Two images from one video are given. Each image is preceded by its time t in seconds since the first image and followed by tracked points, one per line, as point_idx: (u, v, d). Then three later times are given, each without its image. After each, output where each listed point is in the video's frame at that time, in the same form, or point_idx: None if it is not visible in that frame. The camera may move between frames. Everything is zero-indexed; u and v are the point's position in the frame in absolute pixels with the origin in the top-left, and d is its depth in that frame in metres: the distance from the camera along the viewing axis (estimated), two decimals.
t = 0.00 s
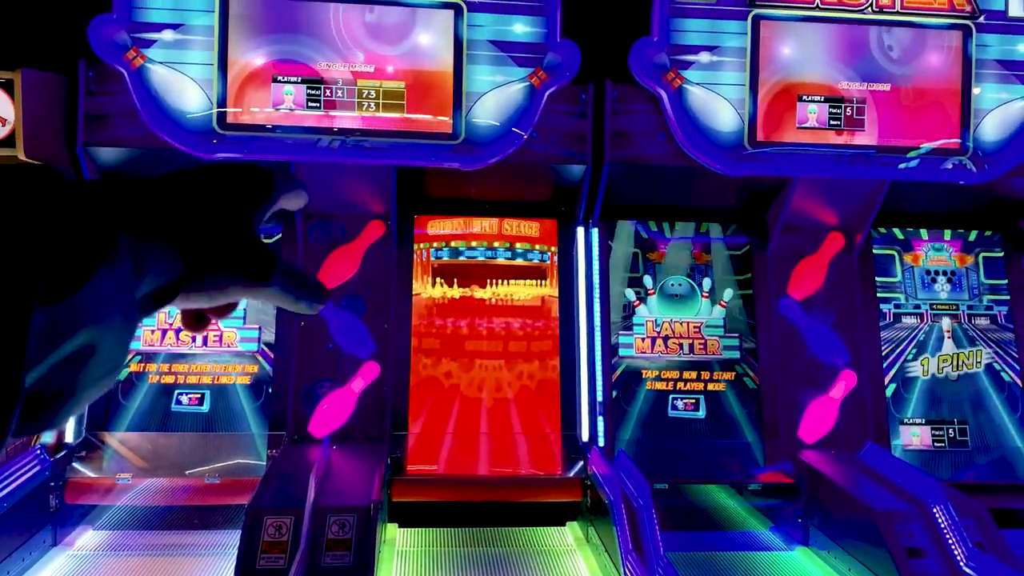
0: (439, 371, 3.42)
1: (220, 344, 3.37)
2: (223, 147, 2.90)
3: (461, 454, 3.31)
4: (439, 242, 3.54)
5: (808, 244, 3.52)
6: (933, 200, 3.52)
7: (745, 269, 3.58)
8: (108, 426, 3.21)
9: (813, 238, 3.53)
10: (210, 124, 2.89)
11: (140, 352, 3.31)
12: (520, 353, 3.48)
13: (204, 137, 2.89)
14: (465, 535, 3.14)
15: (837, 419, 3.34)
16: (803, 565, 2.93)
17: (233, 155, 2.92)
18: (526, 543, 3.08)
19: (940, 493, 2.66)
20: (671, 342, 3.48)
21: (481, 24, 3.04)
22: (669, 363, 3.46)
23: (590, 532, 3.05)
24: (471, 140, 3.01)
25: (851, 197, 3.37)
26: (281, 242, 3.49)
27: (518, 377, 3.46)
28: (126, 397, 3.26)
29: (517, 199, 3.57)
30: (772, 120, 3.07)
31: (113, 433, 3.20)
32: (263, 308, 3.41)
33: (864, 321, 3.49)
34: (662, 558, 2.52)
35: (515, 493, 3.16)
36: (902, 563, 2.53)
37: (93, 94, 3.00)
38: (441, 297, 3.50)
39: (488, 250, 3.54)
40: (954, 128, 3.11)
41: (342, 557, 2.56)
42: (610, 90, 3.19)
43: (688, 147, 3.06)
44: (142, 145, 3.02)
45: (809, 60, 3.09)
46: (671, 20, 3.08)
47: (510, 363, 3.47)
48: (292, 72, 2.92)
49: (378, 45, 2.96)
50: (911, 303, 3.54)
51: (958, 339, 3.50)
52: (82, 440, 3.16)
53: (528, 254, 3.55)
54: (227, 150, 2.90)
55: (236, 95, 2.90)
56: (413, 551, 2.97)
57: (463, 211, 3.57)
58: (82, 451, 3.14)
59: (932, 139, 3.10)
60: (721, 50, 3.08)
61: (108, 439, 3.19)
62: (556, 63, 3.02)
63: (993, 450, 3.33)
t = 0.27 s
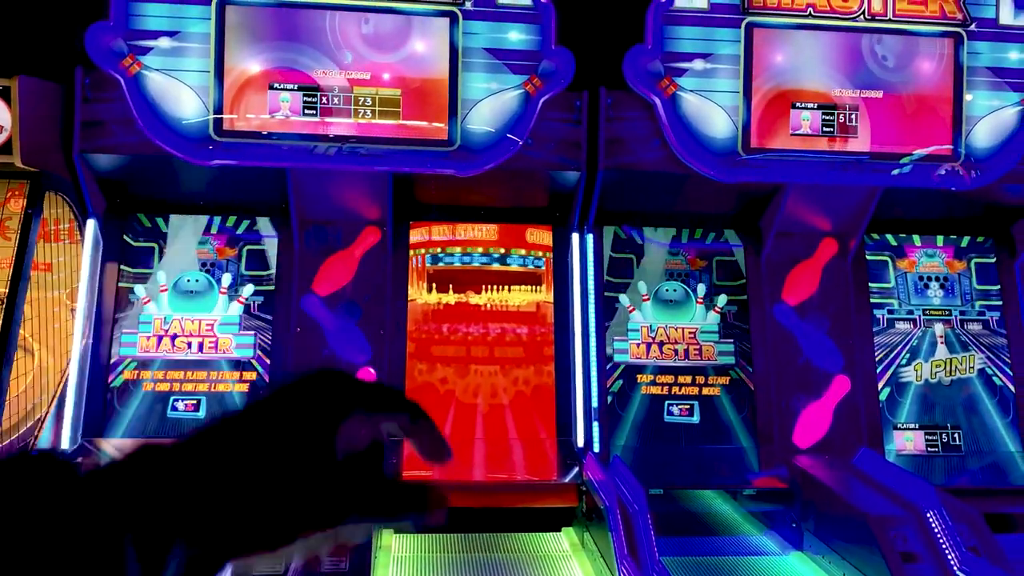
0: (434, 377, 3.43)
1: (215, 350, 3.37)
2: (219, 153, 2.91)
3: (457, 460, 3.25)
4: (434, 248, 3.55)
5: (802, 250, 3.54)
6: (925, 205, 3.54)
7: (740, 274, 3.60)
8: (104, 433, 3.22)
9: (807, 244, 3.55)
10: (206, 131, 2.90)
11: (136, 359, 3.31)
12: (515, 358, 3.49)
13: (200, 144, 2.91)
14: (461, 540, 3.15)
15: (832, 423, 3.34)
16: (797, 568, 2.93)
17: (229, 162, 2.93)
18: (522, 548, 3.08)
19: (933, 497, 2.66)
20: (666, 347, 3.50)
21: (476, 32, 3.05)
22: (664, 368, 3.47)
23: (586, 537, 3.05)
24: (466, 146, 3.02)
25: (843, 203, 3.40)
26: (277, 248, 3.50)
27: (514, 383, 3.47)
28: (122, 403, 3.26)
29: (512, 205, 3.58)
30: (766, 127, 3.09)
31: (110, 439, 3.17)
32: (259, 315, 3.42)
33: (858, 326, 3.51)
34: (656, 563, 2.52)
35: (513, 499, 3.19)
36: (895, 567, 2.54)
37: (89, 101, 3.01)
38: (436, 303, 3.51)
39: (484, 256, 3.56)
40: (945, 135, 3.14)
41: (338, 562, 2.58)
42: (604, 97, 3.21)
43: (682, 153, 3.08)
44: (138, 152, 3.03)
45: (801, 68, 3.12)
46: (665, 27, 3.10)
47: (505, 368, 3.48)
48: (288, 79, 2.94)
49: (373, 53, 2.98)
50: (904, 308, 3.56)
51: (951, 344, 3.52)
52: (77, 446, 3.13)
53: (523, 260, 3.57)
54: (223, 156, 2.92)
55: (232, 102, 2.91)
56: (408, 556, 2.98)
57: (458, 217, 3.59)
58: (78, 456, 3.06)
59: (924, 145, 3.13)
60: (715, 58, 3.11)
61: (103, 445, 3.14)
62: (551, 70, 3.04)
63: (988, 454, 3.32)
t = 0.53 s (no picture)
0: (431, 379, 3.42)
1: (211, 351, 3.35)
2: (217, 154, 2.90)
3: (453, 462, 3.25)
4: (431, 249, 3.54)
5: (799, 254, 3.54)
6: (924, 209, 3.54)
7: (738, 278, 3.59)
8: (99, 433, 3.20)
9: (805, 248, 3.55)
10: (203, 130, 2.89)
11: (132, 359, 3.30)
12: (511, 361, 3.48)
13: (197, 143, 2.89)
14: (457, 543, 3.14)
15: (829, 428, 3.34)
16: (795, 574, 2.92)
17: (226, 162, 2.92)
18: (518, 551, 3.09)
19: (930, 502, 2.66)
20: (663, 350, 3.49)
21: (475, 33, 3.04)
22: (662, 371, 3.47)
23: (582, 540, 3.05)
24: (464, 147, 3.01)
25: (841, 207, 3.40)
26: (273, 248, 3.48)
27: (510, 385, 3.46)
28: (117, 404, 3.24)
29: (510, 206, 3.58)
30: (764, 131, 3.09)
31: (103, 439, 3.16)
32: (255, 315, 3.40)
33: (855, 330, 3.51)
34: (652, 567, 2.51)
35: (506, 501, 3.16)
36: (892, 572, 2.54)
37: (86, 100, 3.00)
38: (433, 305, 3.50)
39: (481, 258, 3.55)
40: (943, 140, 3.14)
41: (333, 565, 2.57)
42: (603, 99, 3.20)
43: (681, 156, 3.08)
44: (134, 151, 3.02)
45: (800, 72, 3.11)
46: (665, 30, 3.09)
47: (502, 371, 3.47)
48: (286, 79, 2.93)
49: (371, 53, 2.97)
50: (901, 312, 3.56)
51: (947, 349, 3.52)
52: (70, 447, 3.11)
53: (521, 262, 3.56)
54: (220, 157, 2.91)
55: (229, 102, 2.90)
56: (403, 559, 2.97)
57: (456, 218, 3.58)
58: (72, 458, 3.07)
59: (922, 150, 3.13)
60: (714, 60, 3.10)
61: (98, 446, 3.13)
62: (549, 72, 3.03)
63: (984, 459, 3.33)
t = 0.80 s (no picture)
0: (427, 375, 3.41)
1: (207, 344, 3.34)
2: (214, 146, 2.88)
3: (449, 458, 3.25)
4: (429, 245, 3.53)
5: (797, 253, 3.54)
6: (923, 210, 3.54)
7: (736, 276, 3.58)
8: (93, 426, 3.19)
9: (803, 247, 3.55)
10: (201, 122, 2.87)
11: (127, 352, 3.28)
12: (508, 357, 3.47)
13: (194, 135, 2.88)
14: (452, 539, 3.13)
15: (825, 427, 3.34)
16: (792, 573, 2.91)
17: (223, 154, 2.91)
18: (513, 548, 3.08)
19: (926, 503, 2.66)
20: (661, 348, 3.49)
21: (475, 28, 3.03)
22: (658, 369, 3.46)
23: (577, 537, 3.04)
24: (463, 142, 2.99)
25: (840, 206, 3.39)
26: (270, 242, 3.47)
27: (507, 382, 3.45)
28: (112, 396, 3.23)
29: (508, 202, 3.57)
30: (764, 129, 3.08)
31: (98, 432, 3.15)
32: (252, 309, 3.39)
33: (853, 330, 3.50)
34: (648, 566, 2.50)
35: (501, 498, 3.14)
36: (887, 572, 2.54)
37: (83, 90, 2.98)
38: (430, 300, 3.49)
39: (479, 254, 3.54)
40: (943, 141, 3.13)
41: (328, 559, 2.56)
42: (602, 96, 3.19)
43: (681, 154, 3.07)
44: (131, 143, 3.00)
45: (801, 70, 3.11)
46: (665, 26, 3.08)
47: (499, 367, 3.46)
48: (285, 72, 2.91)
49: (370, 47, 2.96)
50: (899, 312, 3.56)
51: (944, 350, 3.52)
52: (65, 439, 3.12)
53: (519, 259, 3.55)
54: (218, 149, 2.89)
55: (227, 94, 2.88)
56: (399, 554, 2.96)
57: (454, 213, 3.56)
58: (66, 450, 3.09)
59: (922, 150, 3.12)
60: (714, 58, 3.09)
61: (93, 438, 3.13)
62: (549, 67, 3.02)
63: (980, 459, 3.33)
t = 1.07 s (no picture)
0: (426, 366, 3.41)
1: (206, 335, 3.33)
2: (212, 136, 2.87)
3: (448, 450, 3.24)
4: (428, 236, 3.51)
5: (797, 246, 3.54)
6: (922, 203, 3.54)
7: (735, 270, 3.57)
8: (90, 416, 3.18)
9: (802, 240, 3.54)
10: (199, 112, 2.86)
11: (125, 342, 3.27)
12: (507, 349, 3.47)
13: (192, 125, 2.86)
14: (451, 530, 3.13)
15: (823, 420, 3.35)
16: (790, 565, 2.91)
17: (222, 144, 2.89)
18: (511, 539, 3.08)
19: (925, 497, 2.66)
20: (661, 341, 3.48)
21: (476, 18, 3.01)
22: (657, 362, 3.46)
23: (575, 529, 3.04)
24: (463, 133, 2.98)
25: (840, 200, 3.39)
26: (269, 233, 3.46)
27: (506, 374, 3.45)
28: (109, 387, 3.21)
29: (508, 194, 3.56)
30: (764, 122, 3.07)
31: (95, 422, 3.16)
32: (250, 300, 3.38)
33: (852, 324, 3.50)
34: (647, 558, 2.49)
35: (499, 490, 3.15)
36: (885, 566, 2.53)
37: (80, 79, 2.96)
38: (428, 292, 3.48)
39: (478, 246, 3.54)
40: (943, 135, 3.12)
41: (326, 551, 2.55)
42: (603, 87, 3.17)
43: (682, 146, 3.06)
44: (129, 132, 2.98)
45: (802, 63, 3.10)
46: (666, 18, 3.06)
47: (497, 359, 3.46)
48: (284, 62, 2.90)
49: (369, 36, 2.94)
50: (898, 306, 3.56)
51: (943, 344, 3.52)
52: (62, 430, 3.11)
53: (518, 251, 3.54)
54: (216, 139, 2.87)
55: (226, 84, 2.87)
56: (397, 546, 2.96)
57: (453, 205, 3.55)
58: (64, 440, 3.08)
59: (923, 143, 3.11)
60: (715, 50, 3.08)
61: (90, 428, 3.13)
62: (549, 58, 3.00)
63: (977, 454, 3.34)
